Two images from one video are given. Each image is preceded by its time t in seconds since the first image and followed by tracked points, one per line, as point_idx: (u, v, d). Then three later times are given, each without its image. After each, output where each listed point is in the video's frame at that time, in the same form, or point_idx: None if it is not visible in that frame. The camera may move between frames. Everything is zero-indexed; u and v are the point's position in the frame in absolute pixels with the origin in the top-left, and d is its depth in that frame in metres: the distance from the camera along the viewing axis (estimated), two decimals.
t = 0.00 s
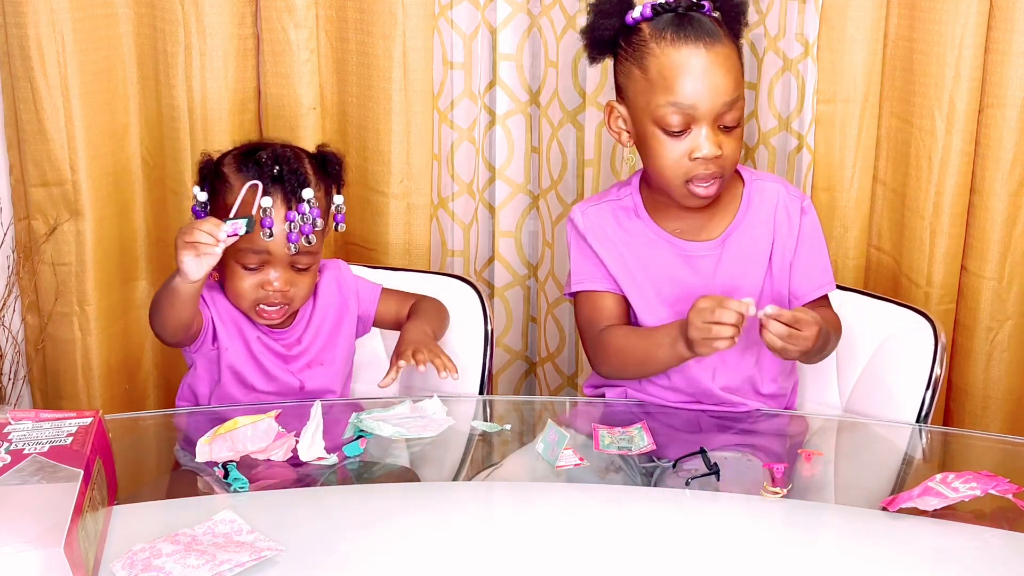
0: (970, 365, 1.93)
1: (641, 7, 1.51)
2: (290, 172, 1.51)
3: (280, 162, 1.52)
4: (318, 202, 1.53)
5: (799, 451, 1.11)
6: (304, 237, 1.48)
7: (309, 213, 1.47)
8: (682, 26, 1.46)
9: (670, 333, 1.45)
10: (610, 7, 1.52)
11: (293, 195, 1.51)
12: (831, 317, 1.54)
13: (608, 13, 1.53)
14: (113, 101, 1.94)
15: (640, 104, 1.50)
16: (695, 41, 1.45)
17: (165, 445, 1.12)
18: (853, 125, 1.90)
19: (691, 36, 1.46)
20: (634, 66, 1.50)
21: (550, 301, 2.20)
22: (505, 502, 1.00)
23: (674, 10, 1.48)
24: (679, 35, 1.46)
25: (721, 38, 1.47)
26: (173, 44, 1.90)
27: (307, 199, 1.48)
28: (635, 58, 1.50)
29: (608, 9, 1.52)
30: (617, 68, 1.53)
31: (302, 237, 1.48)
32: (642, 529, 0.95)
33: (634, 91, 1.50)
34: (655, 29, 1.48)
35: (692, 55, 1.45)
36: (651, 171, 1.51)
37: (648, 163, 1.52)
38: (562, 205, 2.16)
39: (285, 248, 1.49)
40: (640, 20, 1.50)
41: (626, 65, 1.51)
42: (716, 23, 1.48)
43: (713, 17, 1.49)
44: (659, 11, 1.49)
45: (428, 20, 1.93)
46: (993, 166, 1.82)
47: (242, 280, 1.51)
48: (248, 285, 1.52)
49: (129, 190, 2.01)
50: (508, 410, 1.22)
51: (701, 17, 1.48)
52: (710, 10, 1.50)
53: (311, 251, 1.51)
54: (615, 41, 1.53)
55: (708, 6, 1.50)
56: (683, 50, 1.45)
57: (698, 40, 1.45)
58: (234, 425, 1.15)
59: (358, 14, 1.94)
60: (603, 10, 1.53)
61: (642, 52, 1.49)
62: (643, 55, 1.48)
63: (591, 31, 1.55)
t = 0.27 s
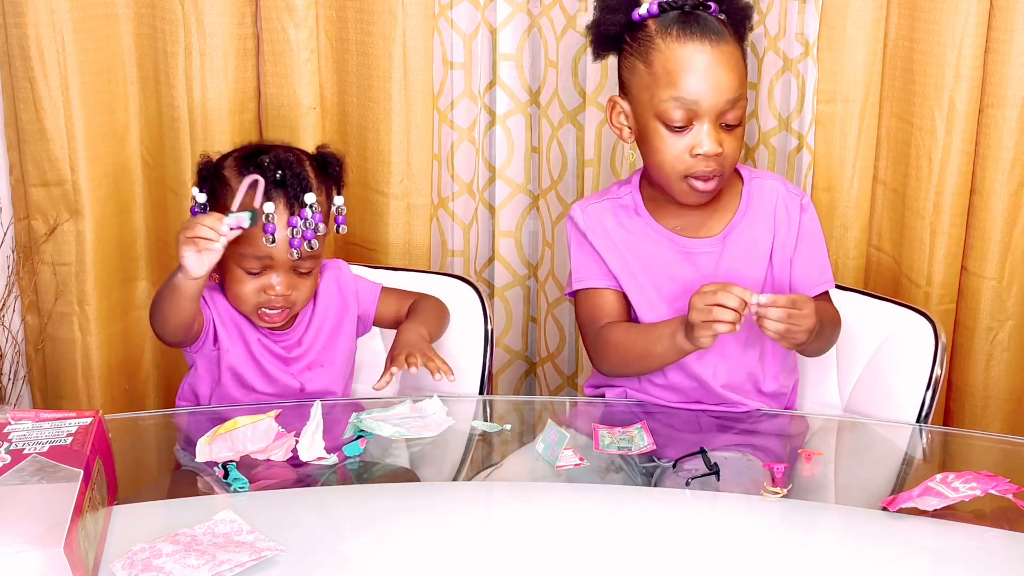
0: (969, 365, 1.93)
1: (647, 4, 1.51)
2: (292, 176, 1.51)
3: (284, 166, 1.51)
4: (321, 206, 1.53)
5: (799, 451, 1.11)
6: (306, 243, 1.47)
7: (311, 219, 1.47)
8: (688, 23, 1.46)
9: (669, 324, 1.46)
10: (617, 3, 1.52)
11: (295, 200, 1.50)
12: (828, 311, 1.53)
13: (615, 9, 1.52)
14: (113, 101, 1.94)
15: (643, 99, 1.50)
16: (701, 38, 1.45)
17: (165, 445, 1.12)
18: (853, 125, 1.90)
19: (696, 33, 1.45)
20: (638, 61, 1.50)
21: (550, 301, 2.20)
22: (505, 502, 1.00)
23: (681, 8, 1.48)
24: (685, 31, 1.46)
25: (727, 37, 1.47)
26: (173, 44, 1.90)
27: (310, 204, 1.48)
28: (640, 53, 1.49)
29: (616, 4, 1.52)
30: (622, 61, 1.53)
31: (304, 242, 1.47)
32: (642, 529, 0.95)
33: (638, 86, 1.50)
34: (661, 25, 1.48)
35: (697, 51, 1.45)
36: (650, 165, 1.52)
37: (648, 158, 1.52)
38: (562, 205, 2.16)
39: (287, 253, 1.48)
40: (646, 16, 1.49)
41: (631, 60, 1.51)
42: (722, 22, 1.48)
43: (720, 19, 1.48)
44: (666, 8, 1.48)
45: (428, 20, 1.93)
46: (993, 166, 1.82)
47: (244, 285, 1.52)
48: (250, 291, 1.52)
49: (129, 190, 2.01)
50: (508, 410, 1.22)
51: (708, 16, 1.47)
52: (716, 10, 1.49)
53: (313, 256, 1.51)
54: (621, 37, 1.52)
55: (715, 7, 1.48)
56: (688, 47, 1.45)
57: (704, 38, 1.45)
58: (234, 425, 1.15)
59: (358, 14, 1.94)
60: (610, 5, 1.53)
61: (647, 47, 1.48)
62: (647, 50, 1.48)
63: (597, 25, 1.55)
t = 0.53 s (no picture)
0: (969, 365, 1.93)
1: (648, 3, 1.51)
2: (294, 180, 1.50)
3: (285, 171, 1.51)
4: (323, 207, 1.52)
5: (799, 451, 1.11)
6: (314, 247, 1.48)
7: (317, 223, 1.48)
8: (690, 21, 1.46)
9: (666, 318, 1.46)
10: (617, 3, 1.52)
11: (300, 205, 1.50)
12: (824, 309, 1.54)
13: (615, 9, 1.52)
14: (113, 101, 1.94)
15: (644, 98, 1.50)
16: (702, 37, 1.45)
17: (165, 445, 1.12)
18: (853, 125, 1.90)
19: (698, 32, 1.45)
20: (639, 59, 1.50)
21: (550, 301, 2.20)
22: (505, 502, 1.00)
23: (681, 7, 1.47)
24: (686, 30, 1.46)
25: (728, 36, 1.47)
26: (173, 44, 1.90)
27: (315, 207, 1.48)
28: (640, 51, 1.49)
29: (615, 4, 1.52)
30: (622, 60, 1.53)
31: (312, 246, 1.48)
32: (642, 529, 0.95)
33: (639, 85, 1.50)
34: (662, 23, 1.47)
35: (698, 50, 1.45)
36: (650, 164, 1.52)
37: (648, 156, 1.52)
38: (562, 205, 2.16)
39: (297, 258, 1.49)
40: (647, 16, 1.49)
41: (631, 59, 1.51)
42: (724, 21, 1.48)
43: (720, 19, 1.48)
44: (666, 7, 1.48)
45: (428, 20, 1.93)
46: (993, 166, 1.82)
47: (250, 292, 1.51)
48: (256, 297, 1.51)
49: (129, 190, 2.01)
50: (508, 410, 1.22)
51: (709, 15, 1.47)
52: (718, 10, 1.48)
53: (319, 258, 1.51)
54: (622, 36, 1.52)
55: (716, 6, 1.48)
56: (689, 45, 1.45)
57: (705, 36, 1.45)
58: (234, 424, 1.15)
59: (358, 14, 1.94)
60: (612, 4, 1.52)
61: (648, 45, 1.48)
62: (648, 48, 1.48)
63: (598, 25, 1.54)
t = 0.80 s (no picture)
0: (969, 365, 1.93)
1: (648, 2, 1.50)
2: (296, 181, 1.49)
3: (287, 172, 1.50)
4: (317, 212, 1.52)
5: (799, 451, 1.11)
6: (301, 248, 1.46)
7: (308, 225, 1.46)
8: (689, 21, 1.46)
9: (663, 316, 1.46)
10: (618, 2, 1.51)
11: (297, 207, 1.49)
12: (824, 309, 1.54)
13: (616, 7, 1.52)
14: (113, 101, 1.94)
15: (644, 96, 1.50)
16: (702, 36, 1.45)
17: (165, 445, 1.12)
18: (853, 125, 1.90)
19: (698, 31, 1.45)
20: (639, 58, 1.50)
21: (550, 301, 2.20)
22: (505, 502, 1.00)
23: (681, 7, 1.47)
24: (686, 29, 1.46)
25: (728, 35, 1.47)
26: (173, 44, 1.90)
27: (308, 209, 1.46)
28: (640, 50, 1.49)
29: (616, 4, 1.52)
30: (622, 59, 1.53)
31: (299, 248, 1.46)
32: (642, 529, 0.95)
33: (639, 83, 1.50)
34: (662, 23, 1.47)
35: (698, 49, 1.45)
36: (650, 163, 1.52)
37: (648, 155, 1.52)
38: (562, 205, 2.16)
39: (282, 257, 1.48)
40: (647, 15, 1.49)
41: (631, 58, 1.51)
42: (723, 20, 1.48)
43: (720, 18, 1.48)
44: (666, 6, 1.48)
45: (428, 20, 1.93)
46: (993, 166, 1.82)
47: (241, 289, 1.53)
48: (248, 295, 1.53)
49: (129, 191, 2.01)
50: (508, 410, 1.22)
51: (709, 14, 1.47)
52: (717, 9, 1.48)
53: (311, 260, 1.51)
54: (622, 35, 1.52)
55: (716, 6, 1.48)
56: (689, 44, 1.45)
57: (705, 35, 1.45)
58: (234, 425, 1.15)
59: (358, 14, 1.94)
60: (612, 4, 1.52)
61: (648, 44, 1.48)
62: (649, 48, 1.48)
63: (598, 25, 1.54)
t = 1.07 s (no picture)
0: (969, 365, 1.93)
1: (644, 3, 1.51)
2: (292, 178, 1.51)
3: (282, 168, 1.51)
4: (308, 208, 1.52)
5: (799, 451, 1.11)
6: (289, 244, 1.46)
7: (296, 220, 1.46)
8: (685, 21, 1.47)
9: (658, 314, 1.46)
10: (615, 2, 1.52)
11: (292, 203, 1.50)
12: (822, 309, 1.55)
13: (613, 8, 1.52)
14: (113, 101, 1.94)
15: (640, 97, 1.50)
16: (697, 36, 1.45)
17: (165, 445, 1.12)
18: (853, 125, 1.90)
19: (693, 31, 1.46)
20: (636, 59, 1.50)
21: (550, 301, 2.20)
22: (506, 503, 1.00)
23: (678, 7, 1.48)
24: (682, 29, 1.46)
25: (724, 35, 1.47)
26: (172, 44, 1.90)
27: (297, 204, 1.46)
28: (636, 51, 1.50)
29: (613, 4, 1.52)
30: (619, 60, 1.54)
31: (287, 243, 1.46)
32: (642, 529, 0.95)
33: (635, 84, 1.50)
34: (658, 23, 1.48)
35: (694, 49, 1.45)
36: (649, 163, 1.51)
37: (646, 156, 1.52)
38: (563, 205, 2.16)
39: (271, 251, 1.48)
40: (643, 16, 1.49)
41: (627, 59, 1.51)
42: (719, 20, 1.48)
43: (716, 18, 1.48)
44: (662, 6, 1.48)
45: (428, 20, 1.93)
46: (993, 166, 1.82)
47: (230, 281, 1.52)
48: (235, 287, 1.52)
49: (129, 191, 2.01)
50: (508, 410, 1.22)
51: (705, 14, 1.48)
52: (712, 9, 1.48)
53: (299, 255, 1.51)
54: (619, 37, 1.53)
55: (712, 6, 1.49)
56: (685, 44, 1.45)
57: (701, 35, 1.46)
58: (234, 425, 1.15)
59: (359, 14, 1.94)
60: (609, 4, 1.53)
61: (644, 45, 1.48)
62: (645, 48, 1.48)
63: (596, 26, 1.55)
